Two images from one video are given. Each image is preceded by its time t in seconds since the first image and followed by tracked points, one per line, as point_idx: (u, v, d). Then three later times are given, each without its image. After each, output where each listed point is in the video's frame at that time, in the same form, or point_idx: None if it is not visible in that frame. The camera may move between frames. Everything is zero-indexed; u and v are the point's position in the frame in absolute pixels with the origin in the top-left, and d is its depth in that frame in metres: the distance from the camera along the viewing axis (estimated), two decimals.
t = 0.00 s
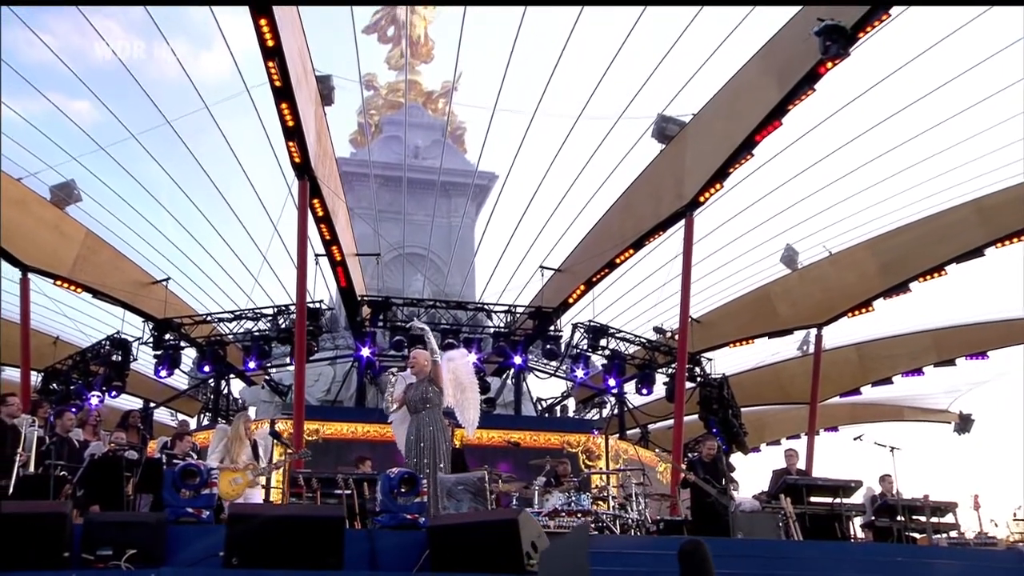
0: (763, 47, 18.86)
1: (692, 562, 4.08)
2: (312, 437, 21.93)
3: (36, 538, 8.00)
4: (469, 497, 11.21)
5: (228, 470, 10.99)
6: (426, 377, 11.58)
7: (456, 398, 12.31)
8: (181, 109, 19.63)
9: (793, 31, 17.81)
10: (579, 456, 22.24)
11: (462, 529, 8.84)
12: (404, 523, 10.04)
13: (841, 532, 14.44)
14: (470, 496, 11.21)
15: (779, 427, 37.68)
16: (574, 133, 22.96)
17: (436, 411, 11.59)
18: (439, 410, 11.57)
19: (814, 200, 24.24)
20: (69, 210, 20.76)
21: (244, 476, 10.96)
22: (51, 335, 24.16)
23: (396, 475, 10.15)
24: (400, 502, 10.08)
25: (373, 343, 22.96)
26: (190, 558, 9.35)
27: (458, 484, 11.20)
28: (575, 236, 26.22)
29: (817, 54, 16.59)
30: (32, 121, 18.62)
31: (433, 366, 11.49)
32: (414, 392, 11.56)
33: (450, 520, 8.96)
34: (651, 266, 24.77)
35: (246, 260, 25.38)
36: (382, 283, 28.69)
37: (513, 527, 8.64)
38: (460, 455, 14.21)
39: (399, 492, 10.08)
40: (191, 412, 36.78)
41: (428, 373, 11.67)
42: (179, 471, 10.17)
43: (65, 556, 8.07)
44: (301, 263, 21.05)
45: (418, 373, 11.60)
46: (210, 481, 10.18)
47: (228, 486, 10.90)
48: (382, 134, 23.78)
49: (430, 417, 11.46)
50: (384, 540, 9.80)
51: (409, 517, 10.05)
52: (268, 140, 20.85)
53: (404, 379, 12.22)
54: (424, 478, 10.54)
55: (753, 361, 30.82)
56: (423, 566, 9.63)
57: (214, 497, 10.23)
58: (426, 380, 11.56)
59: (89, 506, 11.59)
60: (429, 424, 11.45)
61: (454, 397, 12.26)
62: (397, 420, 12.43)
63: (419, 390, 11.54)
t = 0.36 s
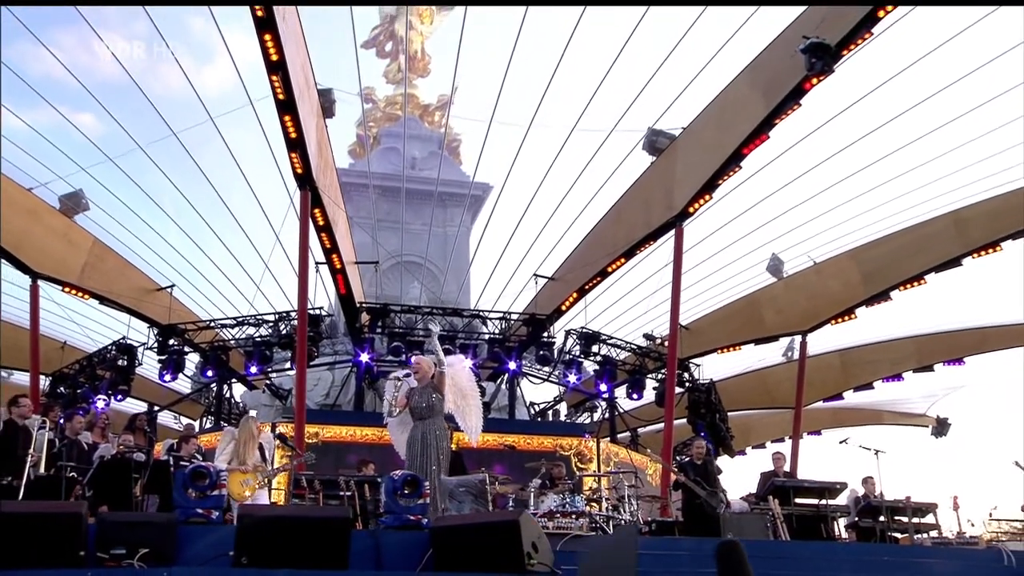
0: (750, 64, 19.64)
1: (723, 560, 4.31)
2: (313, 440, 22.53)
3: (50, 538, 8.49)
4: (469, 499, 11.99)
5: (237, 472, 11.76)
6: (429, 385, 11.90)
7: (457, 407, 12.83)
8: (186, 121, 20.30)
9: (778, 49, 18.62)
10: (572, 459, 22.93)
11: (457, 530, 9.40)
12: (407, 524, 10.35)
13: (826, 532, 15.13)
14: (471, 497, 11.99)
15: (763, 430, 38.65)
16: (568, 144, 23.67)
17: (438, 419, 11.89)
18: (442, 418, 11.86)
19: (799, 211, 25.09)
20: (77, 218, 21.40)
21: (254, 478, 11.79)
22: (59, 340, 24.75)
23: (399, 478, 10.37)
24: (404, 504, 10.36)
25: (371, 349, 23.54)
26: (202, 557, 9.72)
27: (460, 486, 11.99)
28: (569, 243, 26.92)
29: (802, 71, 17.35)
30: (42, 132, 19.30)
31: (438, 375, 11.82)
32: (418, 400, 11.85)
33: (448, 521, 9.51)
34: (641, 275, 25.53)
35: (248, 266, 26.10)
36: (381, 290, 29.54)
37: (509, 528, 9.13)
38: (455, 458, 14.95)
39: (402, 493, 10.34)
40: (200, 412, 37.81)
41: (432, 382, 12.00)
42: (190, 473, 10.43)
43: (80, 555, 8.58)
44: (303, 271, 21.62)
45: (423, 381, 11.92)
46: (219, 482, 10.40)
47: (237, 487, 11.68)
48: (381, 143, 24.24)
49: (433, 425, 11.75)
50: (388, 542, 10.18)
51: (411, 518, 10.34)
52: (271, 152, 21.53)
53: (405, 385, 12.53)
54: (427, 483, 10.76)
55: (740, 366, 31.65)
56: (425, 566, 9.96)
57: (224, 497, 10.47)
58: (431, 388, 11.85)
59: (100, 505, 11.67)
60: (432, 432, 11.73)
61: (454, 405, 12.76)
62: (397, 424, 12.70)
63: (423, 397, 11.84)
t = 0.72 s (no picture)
0: (738, 80, 20.39)
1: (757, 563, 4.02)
2: (312, 444, 23.11)
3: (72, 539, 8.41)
4: (471, 501, 12.48)
5: (241, 474, 12.24)
6: (433, 397, 12.13)
7: (454, 420, 13.08)
8: (191, 133, 20.99)
9: (766, 66, 19.36)
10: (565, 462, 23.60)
11: (457, 531, 9.72)
12: (410, 525, 10.93)
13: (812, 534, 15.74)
14: (472, 500, 12.48)
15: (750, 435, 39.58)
16: (563, 156, 24.39)
17: (439, 432, 12.12)
18: (442, 431, 12.10)
19: (785, 224, 25.97)
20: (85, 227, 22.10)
21: (256, 481, 12.21)
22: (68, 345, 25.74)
23: (401, 480, 10.90)
24: (406, 507, 10.97)
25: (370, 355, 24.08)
26: (215, 556, 10.28)
27: (462, 489, 12.47)
28: (565, 251, 27.81)
29: (789, 86, 18.09)
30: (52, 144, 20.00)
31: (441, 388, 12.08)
32: (421, 411, 12.09)
33: (449, 523, 9.80)
34: (632, 285, 26.31)
35: (250, 274, 26.86)
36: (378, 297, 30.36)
37: (509, 530, 9.37)
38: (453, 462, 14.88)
39: (405, 494, 10.89)
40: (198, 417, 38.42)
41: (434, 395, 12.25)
42: (199, 476, 10.98)
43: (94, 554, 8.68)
44: (304, 278, 22.25)
45: (425, 393, 12.18)
46: (228, 484, 10.98)
47: (242, 490, 12.04)
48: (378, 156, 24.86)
49: (434, 437, 11.96)
50: (391, 542, 10.64)
51: (413, 519, 10.93)
52: (274, 165, 22.24)
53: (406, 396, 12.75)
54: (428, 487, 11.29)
55: (727, 373, 32.50)
56: (428, 565, 10.47)
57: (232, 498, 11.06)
58: (433, 401, 12.10)
59: (108, 505, 11.61)
60: (432, 443, 11.95)
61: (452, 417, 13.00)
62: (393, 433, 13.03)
63: (426, 408, 12.08)
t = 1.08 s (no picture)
0: (725, 101, 21.10)
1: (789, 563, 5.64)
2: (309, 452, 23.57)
3: (91, 540, 8.24)
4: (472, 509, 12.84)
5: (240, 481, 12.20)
6: (429, 414, 11.92)
7: (446, 438, 13.59)
8: (194, 146, 21.59)
9: (752, 86, 20.07)
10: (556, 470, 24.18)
11: (458, 538, 9.46)
12: (410, 532, 10.55)
13: (797, 541, 16.33)
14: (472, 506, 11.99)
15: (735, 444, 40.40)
16: (556, 170, 25.08)
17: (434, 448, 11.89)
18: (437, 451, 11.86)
19: (770, 238, 26.75)
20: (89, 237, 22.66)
21: (255, 488, 12.17)
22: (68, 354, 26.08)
23: (402, 486, 10.55)
24: (407, 513, 10.58)
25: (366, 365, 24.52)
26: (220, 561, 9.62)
27: (462, 497, 11.87)
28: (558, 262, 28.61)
29: (775, 106, 18.79)
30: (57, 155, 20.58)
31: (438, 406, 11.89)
32: (416, 429, 11.86)
33: (452, 529, 9.53)
34: (621, 299, 27.05)
35: (249, 282, 27.54)
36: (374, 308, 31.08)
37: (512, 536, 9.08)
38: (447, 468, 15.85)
39: (406, 500, 10.56)
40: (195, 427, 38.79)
41: (430, 413, 12.03)
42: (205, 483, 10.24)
43: (104, 558, 8.25)
44: (303, 290, 22.76)
45: (421, 411, 11.96)
46: (234, 490, 10.17)
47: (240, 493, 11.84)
48: (375, 172, 25.60)
49: (428, 456, 11.73)
50: (392, 548, 10.24)
51: (415, 526, 10.54)
52: (274, 179, 22.86)
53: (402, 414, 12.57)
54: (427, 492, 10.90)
55: (715, 382, 33.27)
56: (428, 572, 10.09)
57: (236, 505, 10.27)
58: (429, 419, 11.88)
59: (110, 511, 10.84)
60: (426, 464, 11.71)
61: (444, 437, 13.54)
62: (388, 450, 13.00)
63: (421, 425, 11.84)
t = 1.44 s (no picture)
0: (717, 112, 21.79)
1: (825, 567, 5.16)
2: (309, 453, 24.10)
3: (92, 540, 8.46)
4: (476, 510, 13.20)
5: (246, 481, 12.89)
6: (431, 424, 12.25)
7: (449, 443, 14.21)
8: (202, 155, 22.22)
9: (744, 97, 20.75)
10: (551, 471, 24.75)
11: (456, 537, 9.91)
12: (416, 530, 11.05)
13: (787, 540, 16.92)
14: (475, 506, 12.42)
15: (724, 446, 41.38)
16: (553, 178, 25.74)
17: (436, 457, 12.23)
18: (439, 460, 12.23)
19: (760, 245, 27.52)
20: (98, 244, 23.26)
21: (262, 487, 12.87)
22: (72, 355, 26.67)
23: (408, 488, 11.08)
24: (413, 513, 11.10)
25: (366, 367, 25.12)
26: (233, 559, 10.14)
27: (464, 496, 12.45)
28: (554, 269, 29.45)
29: (766, 117, 19.45)
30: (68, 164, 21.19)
31: (441, 417, 12.21)
32: (420, 438, 12.18)
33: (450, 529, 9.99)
34: (616, 304, 27.84)
35: (253, 287, 28.26)
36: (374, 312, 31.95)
37: (513, 535, 9.50)
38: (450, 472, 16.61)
39: (411, 501, 11.10)
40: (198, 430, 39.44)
41: (433, 423, 12.39)
42: (216, 482, 10.64)
43: (118, 557, 8.53)
44: (307, 293, 23.30)
45: (425, 421, 12.27)
46: (243, 490, 10.55)
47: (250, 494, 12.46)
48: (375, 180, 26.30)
49: (431, 465, 12.11)
50: (399, 546, 10.78)
51: (419, 525, 11.06)
52: (279, 186, 23.49)
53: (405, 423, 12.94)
54: (432, 491, 11.30)
55: (705, 386, 34.14)
56: (433, 570, 10.64)
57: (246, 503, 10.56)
58: (432, 429, 12.24)
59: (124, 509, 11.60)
60: (427, 472, 12.10)
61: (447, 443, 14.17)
62: (390, 458, 13.32)
63: (424, 436, 12.16)
